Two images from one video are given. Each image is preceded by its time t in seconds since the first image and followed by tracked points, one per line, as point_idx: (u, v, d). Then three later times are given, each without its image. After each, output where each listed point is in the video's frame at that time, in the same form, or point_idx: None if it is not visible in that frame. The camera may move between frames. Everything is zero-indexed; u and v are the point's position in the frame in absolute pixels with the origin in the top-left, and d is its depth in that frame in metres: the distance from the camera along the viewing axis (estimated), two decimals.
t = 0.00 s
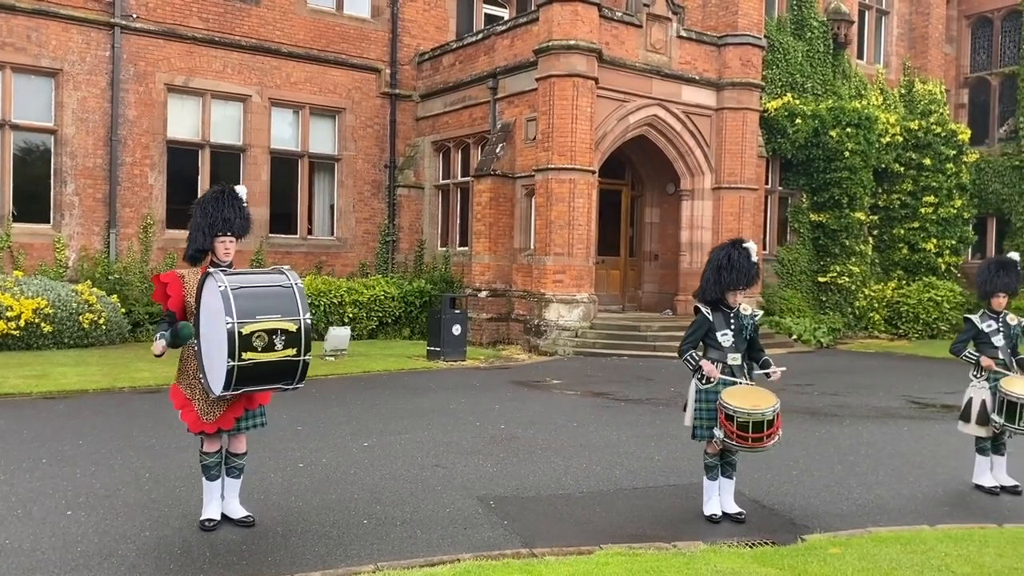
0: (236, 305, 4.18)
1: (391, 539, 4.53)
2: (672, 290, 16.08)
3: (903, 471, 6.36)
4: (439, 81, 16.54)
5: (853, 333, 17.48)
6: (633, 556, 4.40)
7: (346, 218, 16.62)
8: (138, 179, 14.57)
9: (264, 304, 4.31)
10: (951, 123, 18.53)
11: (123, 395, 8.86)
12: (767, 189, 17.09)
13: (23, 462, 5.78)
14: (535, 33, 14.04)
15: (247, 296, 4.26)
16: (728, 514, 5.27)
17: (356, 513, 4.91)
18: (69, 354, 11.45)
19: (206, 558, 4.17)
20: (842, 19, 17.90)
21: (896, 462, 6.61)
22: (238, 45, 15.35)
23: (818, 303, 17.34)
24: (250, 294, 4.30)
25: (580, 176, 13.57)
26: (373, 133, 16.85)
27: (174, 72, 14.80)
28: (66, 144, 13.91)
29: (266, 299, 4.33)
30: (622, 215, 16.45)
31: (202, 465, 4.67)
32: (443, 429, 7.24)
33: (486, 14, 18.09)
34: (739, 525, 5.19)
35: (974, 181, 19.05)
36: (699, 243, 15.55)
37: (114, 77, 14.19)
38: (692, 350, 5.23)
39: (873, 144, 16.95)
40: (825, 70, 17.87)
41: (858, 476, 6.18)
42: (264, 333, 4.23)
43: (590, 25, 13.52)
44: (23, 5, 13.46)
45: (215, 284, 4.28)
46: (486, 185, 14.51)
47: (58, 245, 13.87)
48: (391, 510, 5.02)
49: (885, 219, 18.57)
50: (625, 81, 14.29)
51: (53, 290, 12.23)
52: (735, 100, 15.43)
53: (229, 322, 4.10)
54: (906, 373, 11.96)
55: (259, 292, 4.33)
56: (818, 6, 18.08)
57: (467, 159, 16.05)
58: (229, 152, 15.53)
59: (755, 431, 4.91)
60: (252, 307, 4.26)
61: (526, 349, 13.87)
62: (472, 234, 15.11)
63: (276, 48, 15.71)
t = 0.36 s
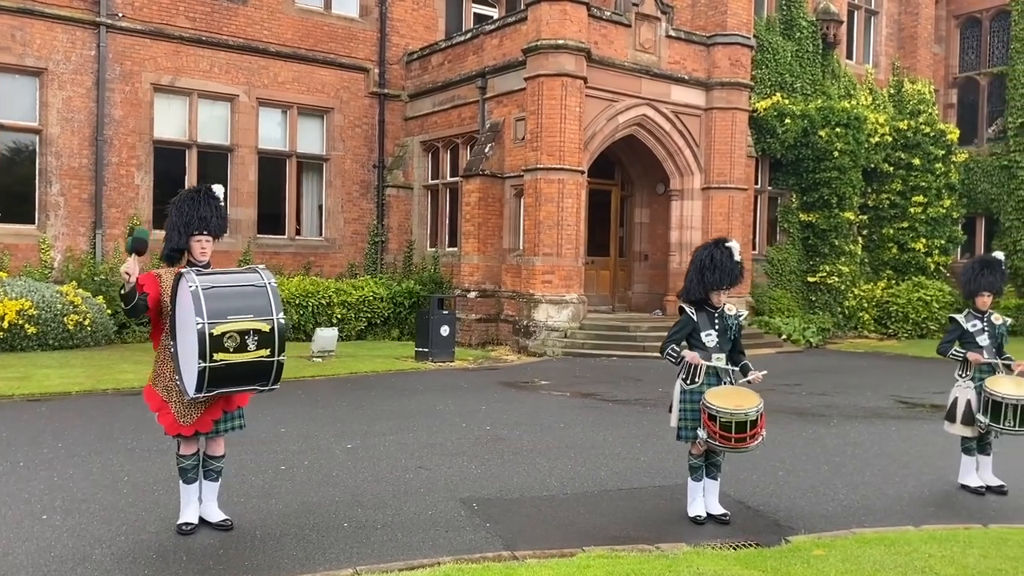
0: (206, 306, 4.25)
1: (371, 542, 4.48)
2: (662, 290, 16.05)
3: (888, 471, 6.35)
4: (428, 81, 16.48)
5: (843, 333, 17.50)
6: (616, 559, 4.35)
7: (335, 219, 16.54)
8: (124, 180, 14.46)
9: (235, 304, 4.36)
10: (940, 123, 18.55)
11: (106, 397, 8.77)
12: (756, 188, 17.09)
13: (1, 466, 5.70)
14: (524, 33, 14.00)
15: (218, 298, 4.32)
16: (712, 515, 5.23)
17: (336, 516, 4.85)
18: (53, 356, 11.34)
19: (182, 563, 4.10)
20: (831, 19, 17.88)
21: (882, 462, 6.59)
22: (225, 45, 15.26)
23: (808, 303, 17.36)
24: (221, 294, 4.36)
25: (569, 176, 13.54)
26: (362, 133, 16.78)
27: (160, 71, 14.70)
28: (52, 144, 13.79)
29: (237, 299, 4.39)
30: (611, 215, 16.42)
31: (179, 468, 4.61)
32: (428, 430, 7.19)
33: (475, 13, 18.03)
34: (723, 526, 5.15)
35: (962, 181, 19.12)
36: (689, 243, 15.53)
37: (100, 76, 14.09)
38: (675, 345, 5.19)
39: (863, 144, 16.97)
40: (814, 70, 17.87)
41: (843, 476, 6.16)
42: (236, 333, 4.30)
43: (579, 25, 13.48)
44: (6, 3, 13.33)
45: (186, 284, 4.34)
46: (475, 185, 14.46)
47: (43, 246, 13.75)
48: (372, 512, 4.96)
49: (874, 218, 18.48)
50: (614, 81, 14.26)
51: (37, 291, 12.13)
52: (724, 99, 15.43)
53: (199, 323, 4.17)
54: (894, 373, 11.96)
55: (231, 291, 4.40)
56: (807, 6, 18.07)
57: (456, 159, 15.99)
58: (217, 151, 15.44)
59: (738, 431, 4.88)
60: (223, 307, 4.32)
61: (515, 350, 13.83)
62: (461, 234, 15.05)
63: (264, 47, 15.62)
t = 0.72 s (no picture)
0: (181, 304, 4.19)
1: (347, 543, 4.43)
2: (653, 289, 16.03)
3: (873, 470, 6.32)
4: (418, 79, 16.42)
5: (833, 331, 17.51)
6: (594, 560, 4.31)
7: (324, 218, 16.48)
8: (112, 178, 14.38)
9: (211, 303, 4.31)
10: (930, 122, 18.56)
11: (90, 397, 8.70)
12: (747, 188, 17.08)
13: None
14: (513, 31, 13.97)
15: (193, 296, 4.26)
16: (694, 515, 5.20)
17: (313, 517, 4.80)
18: (39, 356, 11.27)
19: (154, 564, 4.05)
20: (822, 18, 17.86)
21: (867, 462, 6.56)
22: (214, 43, 15.18)
23: (798, 302, 17.38)
24: (197, 293, 4.30)
25: (559, 175, 13.51)
26: (352, 132, 16.72)
27: (148, 70, 14.62)
28: (38, 143, 13.71)
29: (213, 299, 4.33)
30: (602, 214, 16.38)
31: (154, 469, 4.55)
32: (412, 430, 7.14)
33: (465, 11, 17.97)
34: (705, 526, 5.12)
35: (953, 180, 19.16)
36: (679, 242, 15.52)
37: (87, 74, 14.00)
38: (658, 348, 5.18)
39: (854, 143, 16.97)
40: (805, 69, 17.87)
41: (827, 475, 6.14)
42: (212, 333, 4.24)
43: (568, 23, 13.45)
44: None
45: (161, 283, 4.28)
46: (464, 184, 14.42)
47: (30, 245, 13.67)
48: (351, 513, 4.90)
49: (865, 217, 18.53)
50: (604, 80, 14.24)
51: (23, 291, 12.04)
52: (714, 98, 15.41)
53: (174, 322, 4.11)
54: (882, 372, 11.96)
55: (207, 290, 4.35)
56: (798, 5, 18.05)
57: (447, 158, 15.94)
58: (205, 150, 15.36)
59: (719, 431, 4.87)
60: (198, 306, 4.26)
61: (505, 349, 13.81)
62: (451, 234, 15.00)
63: (253, 46, 15.55)
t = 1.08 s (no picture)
0: (148, 304, 4.05)
1: (313, 545, 4.38)
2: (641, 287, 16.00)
3: (853, 470, 6.27)
4: (406, 76, 16.34)
5: (823, 330, 17.50)
6: (562, 561, 4.27)
7: (312, 215, 16.41)
8: (97, 176, 14.29)
9: (179, 302, 4.17)
10: (921, 120, 18.53)
11: (68, 396, 8.63)
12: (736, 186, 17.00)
13: None
14: (501, 27, 13.90)
15: (160, 295, 4.12)
16: (668, 515, 5.16)
17: (281, 518, 4.75)
18: (20, 355, 11.19)
19: (113, 567, 4.00)
20: (811, 16, 17.82)
21: (847, 461, 6.52)
22: (200, 39, 15.08)
23: (787, 299, 17.36)
24: (164, 292, 4.16)
25: (546, 172, 13.45)
26: (340, 129, 16.64)
27: (134, 66, 14.51)
28: (22, 140, 13.61)
29: (181, 297, 4.19)
30: (591, 212, 16.32)
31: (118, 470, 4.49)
32: (390, 429, 7.08)
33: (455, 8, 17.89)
34: (679, 527, 5.08)
35: (943, 178, 19.17)
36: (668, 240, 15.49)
37: (72, 70, 13.89)
38: (630, 348, 5.12)
39: (843, 141, 16.94)
40: (795, 67, 17.84)
41: (806, 475, 6.09)
42: (179, 333, 4.11)
43: (555, 20, 13.39)
44: None
45: (127, 282, 4.14)
46: (452, 182, 14.36)
47: (13, 243, 13.58)
48: (319, 514, 4.85)
49: (855, 215, 18.46)
50: (592, 77, 14.19)
51: (5, 289, 11.95)
52: (703, 96, 15.37)
53: (140, 323, 3.98)
54: (868, 371, 11.93)
55: (175, 289, 4.21)
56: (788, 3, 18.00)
57: (435, 155, 15.87)
58: (192, 147, 15.27)
59: (692, 430, 4.83)
60: (165, 306, 4.12)
61: (492, 348, 13.75)
62: (439, 232, 14.93)
63: (240, 42, 15.46)
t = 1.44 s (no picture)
0: (110, 305, 4.03)
1: (280, 547, 4.35)
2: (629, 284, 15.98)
3: (829, 469, 6.26)
4: (393, 73, 16.27)
5: (810, 327, 17.49)
6: (530, 563, 4.25)
7: (299, 213, 16.34)
8: (80, 173, 14.19)
9: (141, 304, 4.15)
10: (908, 118, 18.55)
11: (45, 395, 8.55)
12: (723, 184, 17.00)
13: None
14: (487, 25, 13.86)
15: (123, 296, 4.10)
16: (641, 515, 5.14)
17: (249, 520, 4.72)
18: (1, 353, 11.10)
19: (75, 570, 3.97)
20: (799, 14, 17.82)
21: (825, 460, 6.51)
22: (185, 36, 14.99)
23: (775, 297, 17.37)
24: (126, 293, 4.14)
25: (531, 170, 13.42)
26: (326, 126, 16.58)
27: (118, 63, 14.41)
28: (5, 137, 13.50)
29: (143, 298, 4.18)
30: (579, 210, 16.27)
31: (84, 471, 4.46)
32: (368, 429, 7.04)
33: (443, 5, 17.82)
34: (651, 527, 5.06)
35: (931, 176, 19.21)
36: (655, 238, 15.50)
37: (55, 67, 13.79)
38: (603, 344, 5.11)
39: (831, 139, 16.93)
40: (782, 65, 17.83)
41: (782, 475, 6.08)
42: (141, 334, 4.09)
43: (541, 17, 13.35)
44: None
45: (89, 282, 4.11)
46: (438, 180, 14.32)
47: None
48: (288, 516, 4.82)
49: (843, 213, 18.42)
50: (578, 74, 14.16)
51: None
52: (690, 94, 15.37)
53: (102, 323, 3.95)
54: (853, 369, 11.94)
55: (138, 289, 4.20)
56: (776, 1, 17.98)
57: (422, 152, 15.81)
58: (177, 144, 15.18)
59: (665, 430, 4.81)
60: (127, 306, 4.11)
61: (478, 346, 13.72)
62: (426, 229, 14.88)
63: (225, 39, 15.37)
